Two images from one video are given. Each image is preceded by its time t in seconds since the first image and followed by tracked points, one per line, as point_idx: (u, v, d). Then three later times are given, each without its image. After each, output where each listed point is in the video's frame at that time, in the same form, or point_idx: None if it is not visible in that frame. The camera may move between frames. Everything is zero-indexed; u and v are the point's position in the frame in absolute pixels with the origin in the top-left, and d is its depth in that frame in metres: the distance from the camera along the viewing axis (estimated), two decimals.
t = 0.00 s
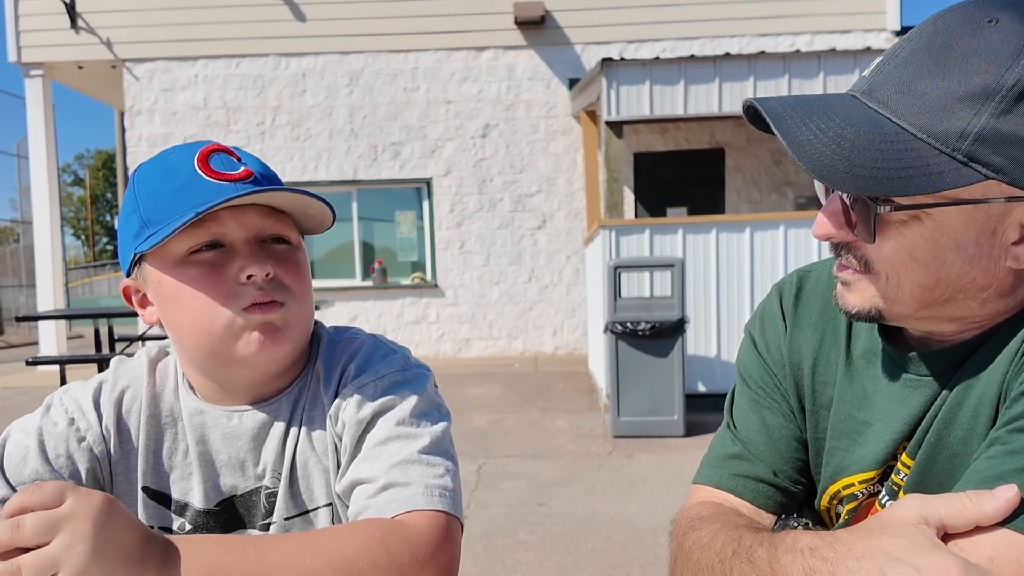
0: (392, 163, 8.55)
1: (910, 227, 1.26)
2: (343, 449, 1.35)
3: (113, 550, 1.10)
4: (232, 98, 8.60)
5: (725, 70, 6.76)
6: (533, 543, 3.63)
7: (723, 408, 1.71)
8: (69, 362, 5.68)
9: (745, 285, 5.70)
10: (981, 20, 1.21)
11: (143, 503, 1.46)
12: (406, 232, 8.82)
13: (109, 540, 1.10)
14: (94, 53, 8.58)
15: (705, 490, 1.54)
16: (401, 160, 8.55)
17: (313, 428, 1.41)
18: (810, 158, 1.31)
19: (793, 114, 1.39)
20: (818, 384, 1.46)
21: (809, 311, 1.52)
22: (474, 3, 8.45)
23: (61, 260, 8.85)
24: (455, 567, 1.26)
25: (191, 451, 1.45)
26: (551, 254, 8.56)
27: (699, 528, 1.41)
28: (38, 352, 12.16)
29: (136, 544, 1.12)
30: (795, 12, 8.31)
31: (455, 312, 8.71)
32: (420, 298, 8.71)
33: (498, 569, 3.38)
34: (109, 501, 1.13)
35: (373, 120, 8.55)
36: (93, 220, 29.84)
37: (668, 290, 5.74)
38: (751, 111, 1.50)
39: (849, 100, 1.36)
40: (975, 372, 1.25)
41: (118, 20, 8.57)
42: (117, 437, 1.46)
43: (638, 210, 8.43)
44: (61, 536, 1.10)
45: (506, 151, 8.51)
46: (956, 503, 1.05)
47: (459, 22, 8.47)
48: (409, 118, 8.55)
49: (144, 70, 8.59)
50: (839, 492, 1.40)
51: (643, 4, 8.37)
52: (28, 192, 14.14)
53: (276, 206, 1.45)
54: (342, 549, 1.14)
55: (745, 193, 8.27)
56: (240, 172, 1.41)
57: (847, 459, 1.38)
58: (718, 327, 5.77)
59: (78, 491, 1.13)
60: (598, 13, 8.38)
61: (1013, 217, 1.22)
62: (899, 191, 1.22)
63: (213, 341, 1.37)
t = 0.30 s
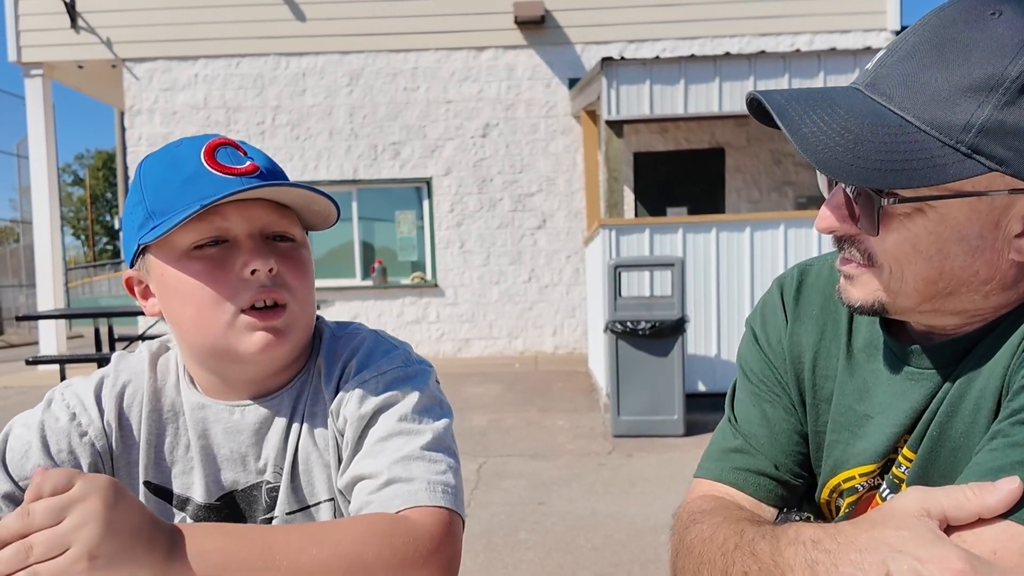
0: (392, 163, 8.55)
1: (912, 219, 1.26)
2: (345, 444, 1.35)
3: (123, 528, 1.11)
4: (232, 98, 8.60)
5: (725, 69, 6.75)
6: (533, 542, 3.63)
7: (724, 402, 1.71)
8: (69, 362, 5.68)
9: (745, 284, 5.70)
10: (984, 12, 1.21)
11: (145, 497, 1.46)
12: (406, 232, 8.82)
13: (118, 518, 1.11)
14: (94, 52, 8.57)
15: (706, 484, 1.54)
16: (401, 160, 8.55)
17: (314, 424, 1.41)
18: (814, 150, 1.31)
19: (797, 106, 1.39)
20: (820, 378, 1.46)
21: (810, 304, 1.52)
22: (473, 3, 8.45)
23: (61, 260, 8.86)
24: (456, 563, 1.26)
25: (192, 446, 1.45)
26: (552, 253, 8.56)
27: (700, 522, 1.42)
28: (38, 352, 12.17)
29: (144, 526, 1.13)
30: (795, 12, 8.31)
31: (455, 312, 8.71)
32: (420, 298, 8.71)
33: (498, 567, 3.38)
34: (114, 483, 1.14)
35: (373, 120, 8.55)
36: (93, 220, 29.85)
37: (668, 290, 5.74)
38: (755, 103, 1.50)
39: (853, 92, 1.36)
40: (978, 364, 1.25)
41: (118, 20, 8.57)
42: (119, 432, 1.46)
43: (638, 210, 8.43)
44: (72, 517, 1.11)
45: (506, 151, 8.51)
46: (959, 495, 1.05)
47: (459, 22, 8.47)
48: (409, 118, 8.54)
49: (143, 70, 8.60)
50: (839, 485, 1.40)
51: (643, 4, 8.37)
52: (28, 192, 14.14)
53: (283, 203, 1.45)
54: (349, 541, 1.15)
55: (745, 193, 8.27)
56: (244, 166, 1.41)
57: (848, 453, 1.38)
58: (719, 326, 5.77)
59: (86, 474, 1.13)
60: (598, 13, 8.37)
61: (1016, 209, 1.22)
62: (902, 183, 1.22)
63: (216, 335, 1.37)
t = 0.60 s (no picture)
0: (392, 163, 8.55)
1: (913, 213, 1.26)
2: (346, 441, 1.35)
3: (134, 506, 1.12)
4: (232, 98, 8.60)
5: (725, 69, 6.73)
6: (533, 541, 3.63)
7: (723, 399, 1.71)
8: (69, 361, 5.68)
9: (745, 284, 5.70)
10: (985, 7, 1.21)
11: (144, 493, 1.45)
12: (406, 232, 8.82)
13: (127, 494, 1.12)
14: (94, 52, 8.57)
15: (706, 479, 1.54)
16: (401, 160, 8.55)
17: (315, 420, 1.41)
18: (815, 144, 1.31)
19: (799, 100, 1.39)
20: (820, 373, 1.46)
21: (811, 300, 1.52)
22: (473, 3, 8.46)
23: (61, 260, 8.86)
24: (456, 561, 1.26)
25: (193, 441, 1.45)
26: (551, 253, 8.56)
27: (700, 517, 1.42)
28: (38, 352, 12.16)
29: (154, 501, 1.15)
30: (795, 12, 8.32)
31: (455, 312, 8.71)
32: (420, 298, 8.71)
33: (498, 566, 3.38)
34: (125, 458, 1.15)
35: (372, 120, 8.55)
36: (93, 220, 29.86)
37: (668, 289, 5.74)
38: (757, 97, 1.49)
39: (855, 87, 1.36)
40: (978, 359, 1.25)
41: (118, 20, 8.57)
42: (117, 427, 1.46)
43: (638, 209, 8.43)
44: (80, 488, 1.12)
45: (506, 151, 8.51)
46: (959, 489, 1.05)
47: (460, 21, 8.46)
48: (409, 118, 8.54)
49: (143, 70, 8.60)
50: (839, 481, 1.40)
51: (643, 3, 8.37)
52: (28, 192, 14.14)
53: (298, 204, 1.45)
54: (355, 535, 1.15)
55: (745, 193, 8.27)
56: (262, 167, 1.41)
57: (847, 448, 1.38)
58: (719, 326, 5.77)
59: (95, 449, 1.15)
60: (598, 13, 8.37)
61: (1017, 204, 1.22)
62: (902, 178, 1.22)
63: (233, 334, 1.36)
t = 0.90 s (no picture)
0: (392, 162, 8.55)
1: (912, 207, 1.27)
2: (349, 438, 1.36)
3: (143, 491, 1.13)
4: (232, 97, 8.61)
5: (725, 68, 6.73)
6: (533, 540, 3.64)
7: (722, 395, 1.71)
8: (69, 361, 5.68)
9: (745, 283, 5.70)
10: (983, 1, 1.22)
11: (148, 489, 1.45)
12: (405, 231, 8.82)
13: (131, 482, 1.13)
14: (94, 51, 8.57)
15: (706, 475, 1.54)
16: (401, 159, 8.56)
17: (317, 415, 1.42)
18: (814, 136, 1.31)
19: (798, 94, 1.39)
20: (819, 368, 1.46)
21: (809, 296, 1.52)
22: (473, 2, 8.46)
23: (61, 260, 8.86)
24: (458, 558, 1.27)
25: (197, 439, 1.44)
26: (551, 253, 8.57)
27: (700, 511, 1.42)
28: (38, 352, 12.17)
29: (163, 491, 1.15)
30: (795, 11, 8.32)
31: (455, 311, 8.71)
32: (420, 297, 8.72)
33: (499, 565, 3.38)
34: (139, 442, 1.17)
35: (373, 119, 8.56)
36: (93, 221, 29.86)
37: (668, 288, 5.75)
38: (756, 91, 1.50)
39: (853, 80, 1.36)
40: (976, 353, 1.26)
41: (118, 19, 8.57)
42: (121, 424, 1.46)
43: (638, 209, 8.42)
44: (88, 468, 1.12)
45: (506, 150, 8.52)
46: (956, 481, 1.06)
47: (460, 21, 8.47)
48: (409, 117, 8.54)
49: (144, 69, 8.60)
50: (838, 476, 1.41)
51: (643, 3, 8.37)
52: (28, 191, 14.13)
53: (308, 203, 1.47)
54: (361, 529, 1.16)
55: (745, 192, 8.28)
56: (273, 167, 1.43)
57: (847, 443, 1.39)
58: (719, 325, 5.77)
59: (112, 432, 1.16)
60: (598, 12, 8.38)
61: (1014, 197, 1.22)
62: (899, 170, 1.23)
63: (251, 332, 1.36)
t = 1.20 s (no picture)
0: (392, 161, 8.55)
1: (913, 200, 1.27)
2: (347, 430, 1.36)
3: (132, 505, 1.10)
4: (232, 96, 8.61)
5: (725, 67, 6.73)
6: (533, 538, 3.64)
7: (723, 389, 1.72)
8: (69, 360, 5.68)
9: (745, 282, 5.71)
10: None
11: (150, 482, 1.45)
12: (405, 231, 8.82)
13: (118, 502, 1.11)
14: (95, 51, 8.58)
15: (706, 468, 1.54)
16: (400, 158, 8.56)
17: (315, 408, 1.42)
18: (816, 127, 1.32)
19: (800, 84, 1.40)
20: (818, 362, 1.47)
21: (809, 290, 1.53)
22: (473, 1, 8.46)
23: (61, 259, 8.87)
24: (457, 549, 1.27)
25: (200, 432, 1.45)
26: (551, 252, 8.57)
27: (700, 504, 1.42)
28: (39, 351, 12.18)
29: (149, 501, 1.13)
30: (795, 10, 8.33)
31: (454, 310, 8.72)
32: (420, 296, 8.72)
33: (499, 563, 3.39)
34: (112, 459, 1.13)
35: (373, 118, 8.56)
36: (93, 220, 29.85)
37: (668, 287, 5.76)
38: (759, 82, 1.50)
39: (855, 72, 1.37)
40: (976, 345, 1.26)
41: (118, 18, 8.57)
42: (125, 418, 1.47)
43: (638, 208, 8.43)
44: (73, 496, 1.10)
45: (506, 149, 8.52)
46: (955, 473, 1.06)
47: (460, 20, 8.47)
48: (409, 116, 8.55)
49: (143, 68, 8.60)
50: (838, 469, 1.41)
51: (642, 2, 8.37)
52: (27, 190, 14.14)
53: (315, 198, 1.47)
54: (367, 523, 1.17)
55: (745, 191, 8.29)
56: (281, 161, 1.42)
57: (846, 436, 1.39)
58: (719, 324, 5.77)
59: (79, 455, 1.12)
60: (598, 11, 8.38)
61: (1014, 189, 1.23)
62: (901, 162, 1.23)
63: (254, 325, 1.37)
